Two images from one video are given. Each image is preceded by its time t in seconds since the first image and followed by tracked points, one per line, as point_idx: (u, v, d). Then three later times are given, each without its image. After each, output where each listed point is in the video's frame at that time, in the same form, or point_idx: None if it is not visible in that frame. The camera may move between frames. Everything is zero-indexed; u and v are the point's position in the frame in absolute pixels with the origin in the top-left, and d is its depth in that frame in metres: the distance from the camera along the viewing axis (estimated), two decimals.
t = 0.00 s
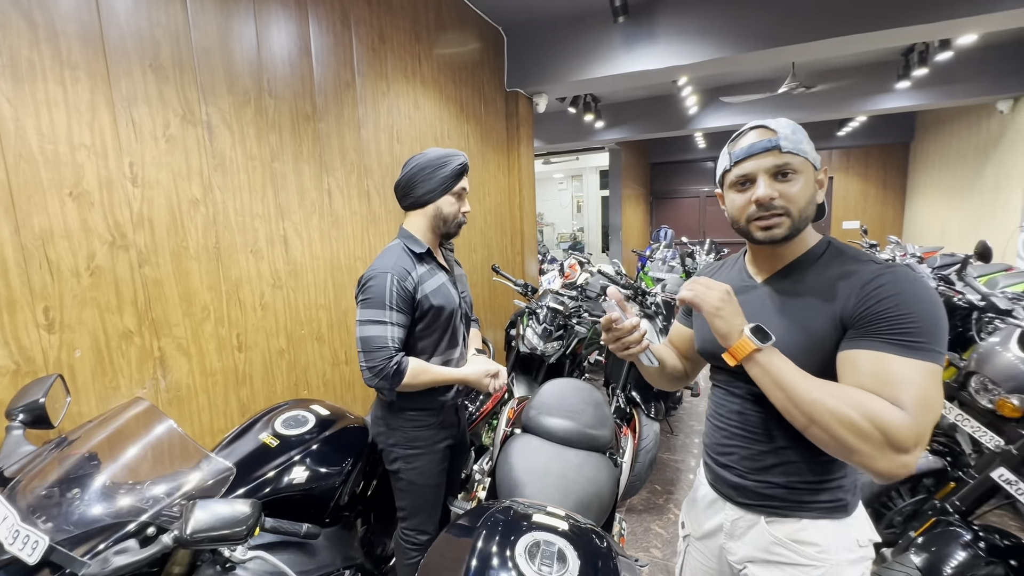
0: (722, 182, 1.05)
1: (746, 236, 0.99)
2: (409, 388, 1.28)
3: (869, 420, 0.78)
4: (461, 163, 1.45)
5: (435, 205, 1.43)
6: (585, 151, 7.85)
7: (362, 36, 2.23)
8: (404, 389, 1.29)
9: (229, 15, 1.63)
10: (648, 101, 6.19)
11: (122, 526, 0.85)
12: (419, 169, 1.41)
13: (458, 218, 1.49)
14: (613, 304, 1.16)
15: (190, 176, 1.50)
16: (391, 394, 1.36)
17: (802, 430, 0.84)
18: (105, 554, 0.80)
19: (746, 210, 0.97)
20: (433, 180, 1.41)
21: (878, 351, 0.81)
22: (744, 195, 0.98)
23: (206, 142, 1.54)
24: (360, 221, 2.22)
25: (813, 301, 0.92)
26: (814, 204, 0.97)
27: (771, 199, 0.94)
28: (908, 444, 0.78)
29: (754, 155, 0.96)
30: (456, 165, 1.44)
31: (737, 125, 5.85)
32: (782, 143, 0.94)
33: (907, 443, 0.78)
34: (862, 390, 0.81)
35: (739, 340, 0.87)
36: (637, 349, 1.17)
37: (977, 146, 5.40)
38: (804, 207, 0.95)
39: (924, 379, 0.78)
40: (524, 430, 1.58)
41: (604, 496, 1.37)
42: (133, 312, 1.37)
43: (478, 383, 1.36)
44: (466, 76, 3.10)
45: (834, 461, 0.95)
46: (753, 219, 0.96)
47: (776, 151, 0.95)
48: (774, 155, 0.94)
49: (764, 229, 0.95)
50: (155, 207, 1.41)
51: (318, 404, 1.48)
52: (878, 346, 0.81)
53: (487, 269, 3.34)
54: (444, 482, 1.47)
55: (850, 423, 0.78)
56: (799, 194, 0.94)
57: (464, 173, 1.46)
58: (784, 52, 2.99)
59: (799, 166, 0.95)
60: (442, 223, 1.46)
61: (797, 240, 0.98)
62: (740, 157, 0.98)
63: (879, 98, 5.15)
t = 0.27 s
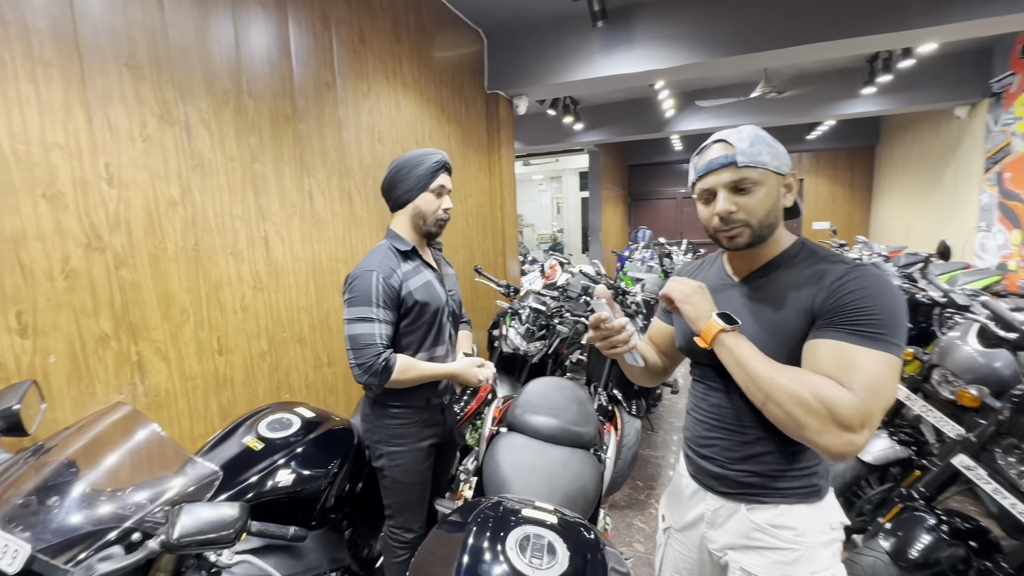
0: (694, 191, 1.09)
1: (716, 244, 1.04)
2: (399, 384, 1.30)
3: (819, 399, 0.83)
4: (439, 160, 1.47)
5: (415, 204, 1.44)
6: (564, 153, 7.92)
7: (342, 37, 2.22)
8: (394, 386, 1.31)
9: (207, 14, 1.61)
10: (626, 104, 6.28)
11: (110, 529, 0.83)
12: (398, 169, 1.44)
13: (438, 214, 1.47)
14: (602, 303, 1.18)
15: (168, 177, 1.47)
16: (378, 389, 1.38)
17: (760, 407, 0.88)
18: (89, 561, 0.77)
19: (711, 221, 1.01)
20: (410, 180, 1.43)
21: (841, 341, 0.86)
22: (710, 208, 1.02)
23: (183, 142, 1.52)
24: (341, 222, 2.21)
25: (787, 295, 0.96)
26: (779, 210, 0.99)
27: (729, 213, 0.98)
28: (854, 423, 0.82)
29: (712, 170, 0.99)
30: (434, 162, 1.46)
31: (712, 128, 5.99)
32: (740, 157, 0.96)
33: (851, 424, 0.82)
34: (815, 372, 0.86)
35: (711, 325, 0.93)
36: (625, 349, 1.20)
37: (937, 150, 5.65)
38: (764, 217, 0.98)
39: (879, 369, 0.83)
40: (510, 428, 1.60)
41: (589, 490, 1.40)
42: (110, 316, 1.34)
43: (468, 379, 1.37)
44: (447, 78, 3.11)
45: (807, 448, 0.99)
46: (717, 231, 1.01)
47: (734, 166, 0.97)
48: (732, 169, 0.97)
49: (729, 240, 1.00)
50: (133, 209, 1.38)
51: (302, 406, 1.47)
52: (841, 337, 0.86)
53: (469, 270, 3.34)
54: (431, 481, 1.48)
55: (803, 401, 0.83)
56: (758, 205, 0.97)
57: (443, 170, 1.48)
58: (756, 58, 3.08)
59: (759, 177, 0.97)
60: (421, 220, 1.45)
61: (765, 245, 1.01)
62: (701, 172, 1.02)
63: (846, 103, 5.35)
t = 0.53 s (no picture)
0: (683, 176, 1.13)
1: (699, 224, 1.07)
2: (390, 378, 1.32)
3: (882, 406, 0.84)
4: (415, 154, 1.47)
5: (394, 203, 1.46)
6: (546, 152, 7.96)
7: (325, 35, 2.20)
8: (386, 379, 1.32)
9: (187, 8, 1.58)
10: (607, 103, 6.35)
11: (105, 527, 0.82)
12: (379, 168, 1.47)
13: (417, 209, 1.47)
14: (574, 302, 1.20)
15: (149, 175, 1.45)
16: (369, 384, 1.39)
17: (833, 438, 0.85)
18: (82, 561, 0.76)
19: (702, 199, 1.05)
20: (389, 178, 1.45)
21: (845, 341, 0.90)
22: (702, 184, 1.05)
23: (165, 140, 1.50)
24: (325, 221, 2.20)
25: (766, 290, 1.00)
26: (759, 204, 1.06)
27: (722, 191, 1.02)
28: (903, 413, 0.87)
29: (713, 148, 1.04)
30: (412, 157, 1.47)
31: (690, 128, 6.11)
32: (740, 142, 1.03)
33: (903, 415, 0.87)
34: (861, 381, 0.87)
35: (774, 369, 0.83)
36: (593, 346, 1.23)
37: (904, 150, 5.86)
38: (750, 203, 1.03)
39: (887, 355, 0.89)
40: (499, 423, 1.62)
41: (576, 481, 1.42)
42: (91, 316, 1.31)
43: (457, 372, 1.38)
44: (430, 77, 3.10)
45: (782, 432, 1.04)
46: (706, 209, 1.04)
47: (733, 148, 1.03)
48: (730, 151, 1.03)
49: (714, 219, 1.03)
50: (113, 207, 1.36)
51: (290, 405, 1.47)
52: (842, 338, 0.91)
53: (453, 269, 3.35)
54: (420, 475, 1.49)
55: (876, 413, 0.83)
56: (746, 190, 1.03)
57: (419, 165, 1.47)
58: (733, 60, 3.16)
59: (751, 165, 1.04)
60: (403, 218, 1.47)
61: (742, 233, 1.06)
62: (701, 149, 1.06)
63: (818, 104, 5.51)
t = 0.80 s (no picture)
0: (666, 175, 1.18)
1: (682, 220, 1.11)
2: (380, 374, 1.33)
3: (846, 395, 0.91)
4: (388, 157, 1.46)
5: (376, 208, 1.48)
6: (528, 150, 7.99)
7: (307, 33, 2.19)
8: (376, 375, 1.33)
9: (167, 5, 1.56)
10: (588, 103, 6.42)
11: (100, 528, 0.81)
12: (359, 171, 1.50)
13: (396, 211, 1.46)
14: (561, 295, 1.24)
15: (131, 174, 1.43)
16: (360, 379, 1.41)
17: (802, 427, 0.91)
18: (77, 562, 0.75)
19: (685, 195, 1.09)
20: (366, 184, 1.47)
21: (814, 334, 0.96)
22: (686, 182, 1.10)
23: (146, 139, 1.48)
24: (310, 220, 2.18)
25: (745, 285, 1.05)
26: (739, 202, 1.11)
27: (705, 188, 1.07)
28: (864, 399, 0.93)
29: (696, 147, 1.08)
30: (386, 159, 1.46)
31: (669, 128, 6.21)
32: (720, 141, 1.08)
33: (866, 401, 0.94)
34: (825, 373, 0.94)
35: (753, 373, 0.87)
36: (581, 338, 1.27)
37: (874, 150, 6.07)
38: (731, 200, 1.08)
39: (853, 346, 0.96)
40: (488, 419, 1.65)
41: (565, 473, 1.46)
42: (73, 318, 1.30)
43: (448, 368, 1.39)
44: (413, 76, 3.10)
45: (763, 418, 1.09)
46: (690, 205, 1.08)
47: (715, 148, 1.08)
48: (712, 150, 1.07)
49: (697, 214, 1.07)
50: (94, 207, 1.34)
51: (279, 405, 1.47)
52: (815, 332, 0.96)
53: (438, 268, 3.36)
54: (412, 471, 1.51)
55: (840, 402, 0.90)
56: (728, 187, 1.07)
57: (392, 167, 1.46)
58: (711, 62, 3.24)
59: (731, 164, 1.08)
60: (385, 220, 1.48)
61: (722, 230, 1.11)
62: (685, 148, 1.10)
63: (792, 105, 5.67)
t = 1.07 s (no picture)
0: (645, 179, 1.21)
1: (667, 223, 1.15)
2: (373, 371, 1.34)
3: (804, 379, 0.95)
4: (369, 158, 1.46)
5: (362, 209, 1.49)
6: (512, 149, 8.01)
7: (291, 31, 2.18)
8: (368, 372, 1.35)
9: (148, 2, 1.54)
10: (571, 102, 6.47)
11: (93, 528, 0.80)
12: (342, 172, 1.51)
13: (382, 210, 1.47)
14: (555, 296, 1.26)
15: (114, 174, 1.42)
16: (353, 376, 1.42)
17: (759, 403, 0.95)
18: (74, 560, 0.73)
19: (667, 200, 1.13)
20: (351, 187, 1.49)
21: (784, 322, 1.01)
22: (666, 187, 1.13)
23: (129, 138, 1.46)
24: (295, 219, 2.18)
25: (725, 280, 1.09)
26: (717, 200, 1.15)
27: (685, 191, 1.11)
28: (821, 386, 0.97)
29: (671, 154, 1.12)
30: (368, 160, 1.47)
31: (651, 127, 6.30)
32: (694, 146, 1.11)
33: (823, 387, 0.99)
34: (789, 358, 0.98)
35: (717, 342, 0.92)
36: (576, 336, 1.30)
37: (848, 149, 6.24)
38: (709, 200, 1.12)
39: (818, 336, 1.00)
40: (477, 415, 1.67)
41: (553, 466, 1.49)
42: (57, 319, 1.28)
43: (439, 365, 1.41)
44: (397, 75, 3.10)
45: (742, 405, 1.14)
46: (672, 209, 1.12)
47: (689, 152, 1.11)
48: (687, 155, 1.11)
49: (681, 216, 1.11)
50: (77, 207, 1.33)
51: (269, 404, 1.47)
52: (787, 323, 1.01)
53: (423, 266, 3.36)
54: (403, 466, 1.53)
55: (799, 384, 0.94)
56: (706, 188, 1.11)
57: (374, 167, 1.46)
58: (691, 63, 3.30)
59: (706, 166, 1.12)
60: (373, 220, 1.49)
61: (703, 228, 1.16)
62: (661, 156, 1.13)
63: (769, 105, 5.80)
